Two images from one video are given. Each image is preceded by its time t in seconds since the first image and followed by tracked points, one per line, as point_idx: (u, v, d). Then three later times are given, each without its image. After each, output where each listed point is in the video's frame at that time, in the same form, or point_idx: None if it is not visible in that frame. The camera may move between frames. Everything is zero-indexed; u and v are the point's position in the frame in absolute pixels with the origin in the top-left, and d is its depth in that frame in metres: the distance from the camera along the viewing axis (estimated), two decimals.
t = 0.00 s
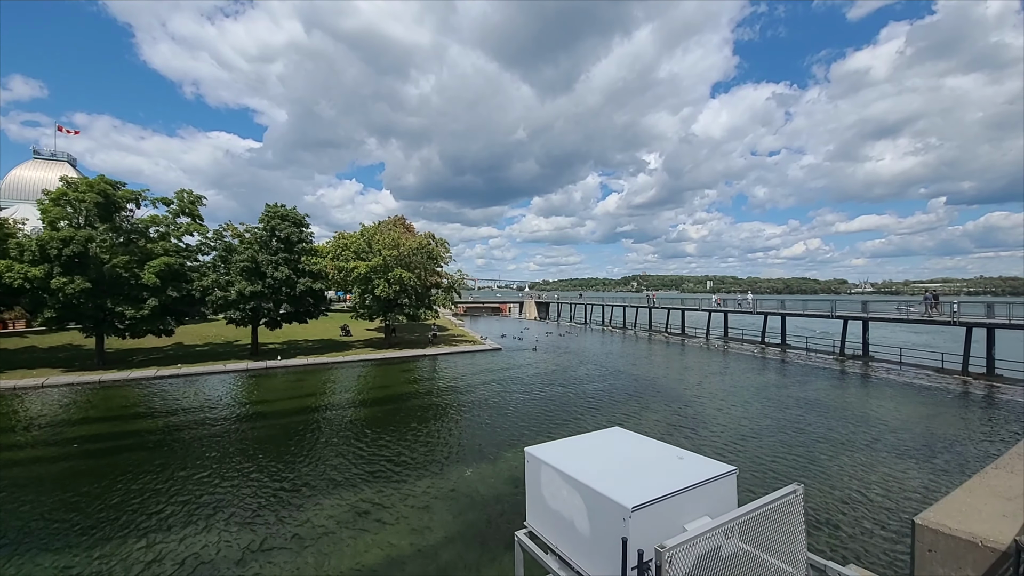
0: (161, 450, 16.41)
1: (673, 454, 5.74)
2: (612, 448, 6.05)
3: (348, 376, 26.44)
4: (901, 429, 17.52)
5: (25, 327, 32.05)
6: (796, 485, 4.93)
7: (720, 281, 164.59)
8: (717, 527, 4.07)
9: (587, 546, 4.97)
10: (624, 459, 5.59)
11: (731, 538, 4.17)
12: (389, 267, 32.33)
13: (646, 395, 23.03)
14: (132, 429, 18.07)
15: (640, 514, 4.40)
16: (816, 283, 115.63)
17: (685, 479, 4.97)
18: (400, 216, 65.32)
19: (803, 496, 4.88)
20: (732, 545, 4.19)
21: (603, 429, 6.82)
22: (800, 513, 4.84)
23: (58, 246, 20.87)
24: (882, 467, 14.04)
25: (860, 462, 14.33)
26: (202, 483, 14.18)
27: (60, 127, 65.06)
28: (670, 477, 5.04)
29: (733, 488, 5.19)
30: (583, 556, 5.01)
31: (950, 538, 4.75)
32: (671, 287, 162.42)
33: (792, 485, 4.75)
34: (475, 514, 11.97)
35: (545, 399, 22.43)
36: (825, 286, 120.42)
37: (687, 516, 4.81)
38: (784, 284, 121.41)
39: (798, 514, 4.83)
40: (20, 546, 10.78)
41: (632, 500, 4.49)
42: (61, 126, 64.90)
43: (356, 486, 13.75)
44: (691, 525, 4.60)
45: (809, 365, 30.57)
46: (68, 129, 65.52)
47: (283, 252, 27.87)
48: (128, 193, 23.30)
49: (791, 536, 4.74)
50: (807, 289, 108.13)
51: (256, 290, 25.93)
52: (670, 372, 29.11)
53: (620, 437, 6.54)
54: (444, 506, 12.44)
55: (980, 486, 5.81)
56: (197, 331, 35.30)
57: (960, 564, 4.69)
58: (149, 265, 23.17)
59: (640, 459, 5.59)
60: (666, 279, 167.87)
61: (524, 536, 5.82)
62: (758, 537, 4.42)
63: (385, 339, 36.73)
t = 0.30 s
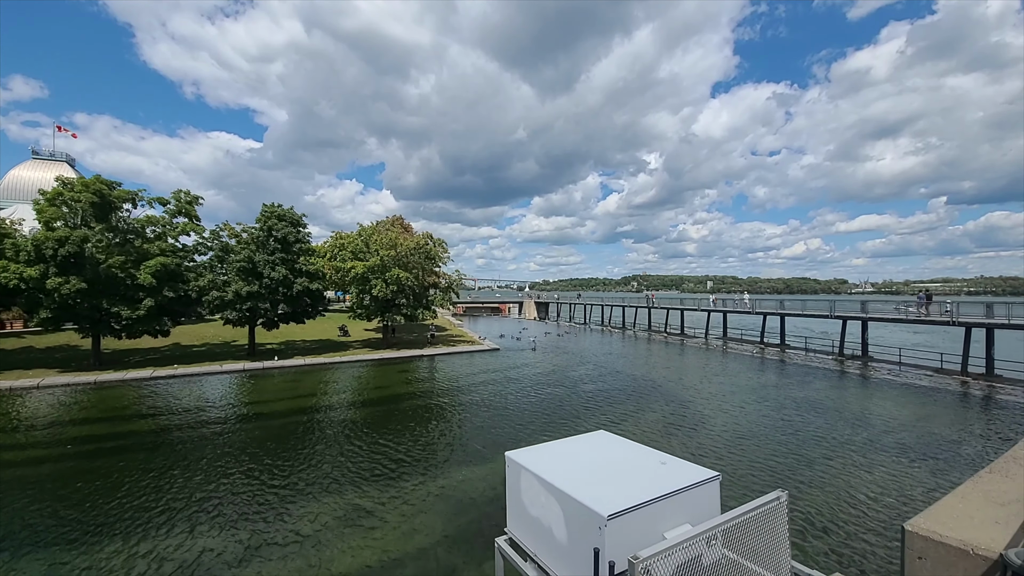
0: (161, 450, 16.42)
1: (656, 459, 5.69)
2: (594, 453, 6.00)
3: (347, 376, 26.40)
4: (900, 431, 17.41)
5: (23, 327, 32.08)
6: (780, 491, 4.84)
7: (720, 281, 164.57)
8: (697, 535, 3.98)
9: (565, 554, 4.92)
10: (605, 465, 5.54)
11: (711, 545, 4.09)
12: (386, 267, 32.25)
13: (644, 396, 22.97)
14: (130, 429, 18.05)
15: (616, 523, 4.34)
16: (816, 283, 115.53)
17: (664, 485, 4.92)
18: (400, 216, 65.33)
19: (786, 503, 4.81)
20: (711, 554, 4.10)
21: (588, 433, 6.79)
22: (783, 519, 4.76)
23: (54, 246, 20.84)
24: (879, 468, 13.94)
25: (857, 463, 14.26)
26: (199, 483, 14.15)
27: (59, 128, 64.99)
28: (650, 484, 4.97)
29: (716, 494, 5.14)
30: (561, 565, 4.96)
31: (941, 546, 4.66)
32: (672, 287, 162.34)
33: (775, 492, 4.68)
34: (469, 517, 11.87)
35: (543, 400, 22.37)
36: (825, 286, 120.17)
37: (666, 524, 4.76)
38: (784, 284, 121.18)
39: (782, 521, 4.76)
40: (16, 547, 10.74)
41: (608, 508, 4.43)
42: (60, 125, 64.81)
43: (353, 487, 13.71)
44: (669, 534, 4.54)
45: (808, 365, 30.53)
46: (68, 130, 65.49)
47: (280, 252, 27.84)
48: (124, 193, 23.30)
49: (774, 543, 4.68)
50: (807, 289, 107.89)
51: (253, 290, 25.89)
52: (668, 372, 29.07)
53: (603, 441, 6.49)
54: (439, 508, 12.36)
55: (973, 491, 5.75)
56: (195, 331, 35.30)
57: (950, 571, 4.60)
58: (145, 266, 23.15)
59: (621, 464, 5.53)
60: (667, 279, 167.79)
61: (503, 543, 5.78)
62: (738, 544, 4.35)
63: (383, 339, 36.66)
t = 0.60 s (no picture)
0: (159, 450, 16.42)
1: (641, 465, 5.64)
2: (580, 457, 5.97)
3: (345, 376, 26.35)
4: (901, 432, 17.28)
5: (22, 327, 32.15)
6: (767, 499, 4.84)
7: (721, 281, 164.33)
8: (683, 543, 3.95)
9: (546, 563, 4.86)
10: (590, 470, 5.50)
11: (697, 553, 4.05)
12: (385, 267, 32.20)
13: (643, 397, 22.88)
14: (128, 429, 18.03)
15: (594, 532, 4.28)
16: (818, 283, 115.17)
17: (646, 493, 4.87)
18: (399, 216, 65.30)
19: (774, 510, 4.76)
20: (698, 562, 4.06)
21: (575, 437, 6.75)
22: (772, 526, 4.75)
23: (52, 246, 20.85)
24: (879, 470, 13.83)
25: (857, 465, 14.14)
26: (195, 484, 14.12)
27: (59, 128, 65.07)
28: (633, 491, 4.92)
29: (703, 500, 5.11)
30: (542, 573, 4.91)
31: (936, 555, 4.57)
32: (673, 288, 162.10)
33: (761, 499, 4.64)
34: (463, 518, 11.77)
35: (542, 400, 22.28)
36: (826, 286, 119.72)
37: (649, 533, 4.72)
38: (786, 284, 120.72)
39: (770, 527, 4.75)
40: (10, 547, 10.71)
41: (586, 516, 4.37)
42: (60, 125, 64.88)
43: (349, 487, 13.67)
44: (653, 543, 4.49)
45: (808, 366, 30.39)
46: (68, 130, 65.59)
47: (279, 252, 27.84)
48: (123, 193, 23.30)
49: (762, 550, 4.65)
50: (809, 289, 107.50)
51: (251, 290, 25.89)
52: (668, 372, 28.96)
53: (590, 445, 6.46)
54: (434, 509, 12.28)
55: (970, 499, 5.70)
56: (194, 331, 35.35)
57: None
58: (143, 265, 23.15)
59: (605, 470, 5.48)
60: (668, 279, 167.55)
61: (487, 551, 5.74)
62: (727, 552, 4.32)
63: (383, 339, 36.63)
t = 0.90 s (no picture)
0: (157, 450, 16.40)
1: (625, 468, 5.58)
2: (562, 461, 5.91)
3: (344, 377, 26.29)
4: (900, 433, 17.16)
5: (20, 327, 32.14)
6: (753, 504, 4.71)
7: (722, 281, 164.12)
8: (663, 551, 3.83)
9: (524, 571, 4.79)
10: (571, 474, 5.44)
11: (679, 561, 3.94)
12: (383, 267, 32.15)
13: (642, 397, 22.79)
14: (125, 429, 18.01)
15: (570, 540, 4.20)
16: (818, 283, 114.92)
17: (627, 499, 4.80)
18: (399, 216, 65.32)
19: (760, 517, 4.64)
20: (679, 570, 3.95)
21: (560, 440, 6.69)
22: (757, 532, 4.65)
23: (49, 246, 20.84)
24: (877, 470, 13.73)
25: (855, 466, 14.04)
26: (192, 484, 14.09)
27: (59, 128, 65.17)
28: (614, 497, 4.85)
29: (687, 505, 5.03)
30: None
31: (931, 563, 4.49)
32: (674, 288, 161.73)
33: (748, 505, 4.53)
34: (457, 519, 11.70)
35: (540, 401, 22.20)
36: (826, 286, 119.59)
37: (628, 540, 4.64)
38: (786, 284, 120.59)
39: (755, 534, 4.65)
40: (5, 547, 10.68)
41: (562, 524, 4.29)
42: (60, 126, 64.97)
43: (345, 488, 13.64)
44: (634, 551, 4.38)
45: (808, 366, 30.29)
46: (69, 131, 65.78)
47: (276, 252, 27.83)
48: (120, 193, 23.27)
49: (746, 558, 4.54)
50: (810, 289, 107.25)
51: (249, 290, 25.87)
52: (667, 373, 28.89)
53: (575, 448, 6.39)
54: (430, 510, 12.21)
55: (967, 503, 5.63)
56: (193, 331, 35.34)
57: None
58: (140, 266, 23.11)
59: (587, 475, 5.41)
60: (669, 279, 167.49)
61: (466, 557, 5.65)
62: (710, 559, 4.21)
63: (381, 339, 36.60)
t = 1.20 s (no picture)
0: (151, 451, 16.32)
1: (606, 476, 5.53)
2: (543, 467, 5.86)
3: (340, 378, 26.21)
4: (897, 434, 17.09)
5: (16, 328, 32.03)
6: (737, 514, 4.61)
7: (721, 282, 164.19)
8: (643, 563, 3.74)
9: None
10: (550, 481, 5.39)
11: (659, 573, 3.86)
12: (380, 267, 32.10)
13: (638, 398, 22.71)
14: (120, 430, 17.94)
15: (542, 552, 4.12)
16: (818, 283, 114.82)
17: (604, 508, 4.74)
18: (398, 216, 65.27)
19: (744, 526, 4.56)
20: None
21: (544, 445, 6.65)
22: (740, 542, 4.58)
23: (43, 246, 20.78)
24: (874, 472, 13.66)
25: (851, 467, 13.96)
26: (186, 485, 14.02)
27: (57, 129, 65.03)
28: (591, 506, 4.78)
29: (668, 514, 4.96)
30: None
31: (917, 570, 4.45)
32: (673, 288, 161.75)
33: (731, 514, 4.46)
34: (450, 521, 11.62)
35: (537, 402, 22.12)
36: (826, 286, 119.41)
37: (607, 551, 4.58)
38: (786, 284, 120.40)
39: (739, 543, 4.58)
40: None
41: (534, 535, 4.22)
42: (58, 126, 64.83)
43: (340, 488, 13.59)
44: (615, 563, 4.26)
45: (806, 367, 30.21)
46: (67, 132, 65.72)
47: (273, 252, 27.78)
48: (115, 193, 23.20)
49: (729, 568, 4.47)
50: (809, 289, 107.08)
51: (245, 291, 25.80)
52: (665, 373, 28.81)
53: (557, 454, 6.34)
54: (424, 511, 12.14)
55: (960, 510, 5.57)
56: (189, 332, 35.24)
57: None
58: (135, 266, 23.03)
59: (567, 482, 5.36)
60: (668, 280, 167.40)
61: (444, 565, 5.58)
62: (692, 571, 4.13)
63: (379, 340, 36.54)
